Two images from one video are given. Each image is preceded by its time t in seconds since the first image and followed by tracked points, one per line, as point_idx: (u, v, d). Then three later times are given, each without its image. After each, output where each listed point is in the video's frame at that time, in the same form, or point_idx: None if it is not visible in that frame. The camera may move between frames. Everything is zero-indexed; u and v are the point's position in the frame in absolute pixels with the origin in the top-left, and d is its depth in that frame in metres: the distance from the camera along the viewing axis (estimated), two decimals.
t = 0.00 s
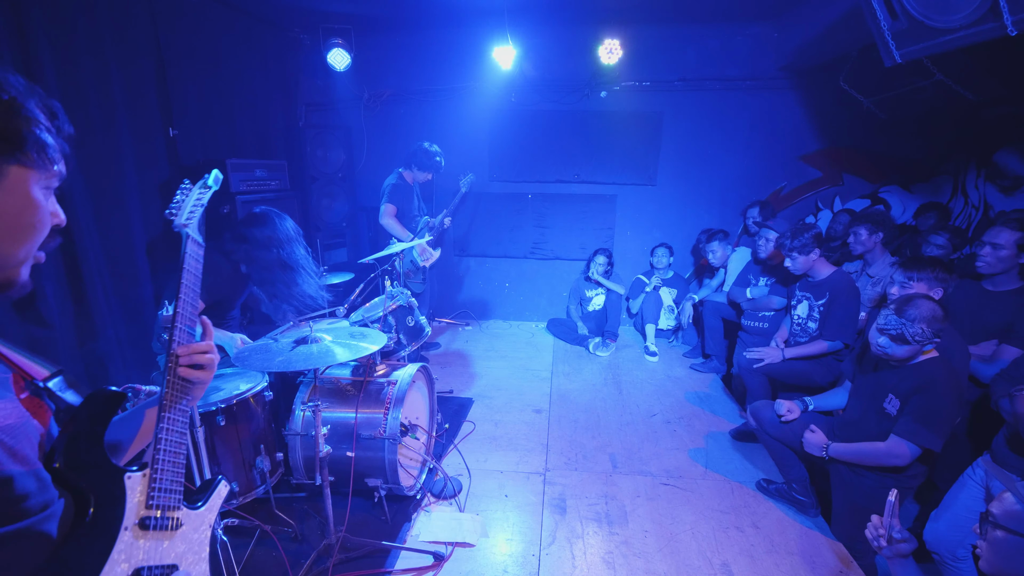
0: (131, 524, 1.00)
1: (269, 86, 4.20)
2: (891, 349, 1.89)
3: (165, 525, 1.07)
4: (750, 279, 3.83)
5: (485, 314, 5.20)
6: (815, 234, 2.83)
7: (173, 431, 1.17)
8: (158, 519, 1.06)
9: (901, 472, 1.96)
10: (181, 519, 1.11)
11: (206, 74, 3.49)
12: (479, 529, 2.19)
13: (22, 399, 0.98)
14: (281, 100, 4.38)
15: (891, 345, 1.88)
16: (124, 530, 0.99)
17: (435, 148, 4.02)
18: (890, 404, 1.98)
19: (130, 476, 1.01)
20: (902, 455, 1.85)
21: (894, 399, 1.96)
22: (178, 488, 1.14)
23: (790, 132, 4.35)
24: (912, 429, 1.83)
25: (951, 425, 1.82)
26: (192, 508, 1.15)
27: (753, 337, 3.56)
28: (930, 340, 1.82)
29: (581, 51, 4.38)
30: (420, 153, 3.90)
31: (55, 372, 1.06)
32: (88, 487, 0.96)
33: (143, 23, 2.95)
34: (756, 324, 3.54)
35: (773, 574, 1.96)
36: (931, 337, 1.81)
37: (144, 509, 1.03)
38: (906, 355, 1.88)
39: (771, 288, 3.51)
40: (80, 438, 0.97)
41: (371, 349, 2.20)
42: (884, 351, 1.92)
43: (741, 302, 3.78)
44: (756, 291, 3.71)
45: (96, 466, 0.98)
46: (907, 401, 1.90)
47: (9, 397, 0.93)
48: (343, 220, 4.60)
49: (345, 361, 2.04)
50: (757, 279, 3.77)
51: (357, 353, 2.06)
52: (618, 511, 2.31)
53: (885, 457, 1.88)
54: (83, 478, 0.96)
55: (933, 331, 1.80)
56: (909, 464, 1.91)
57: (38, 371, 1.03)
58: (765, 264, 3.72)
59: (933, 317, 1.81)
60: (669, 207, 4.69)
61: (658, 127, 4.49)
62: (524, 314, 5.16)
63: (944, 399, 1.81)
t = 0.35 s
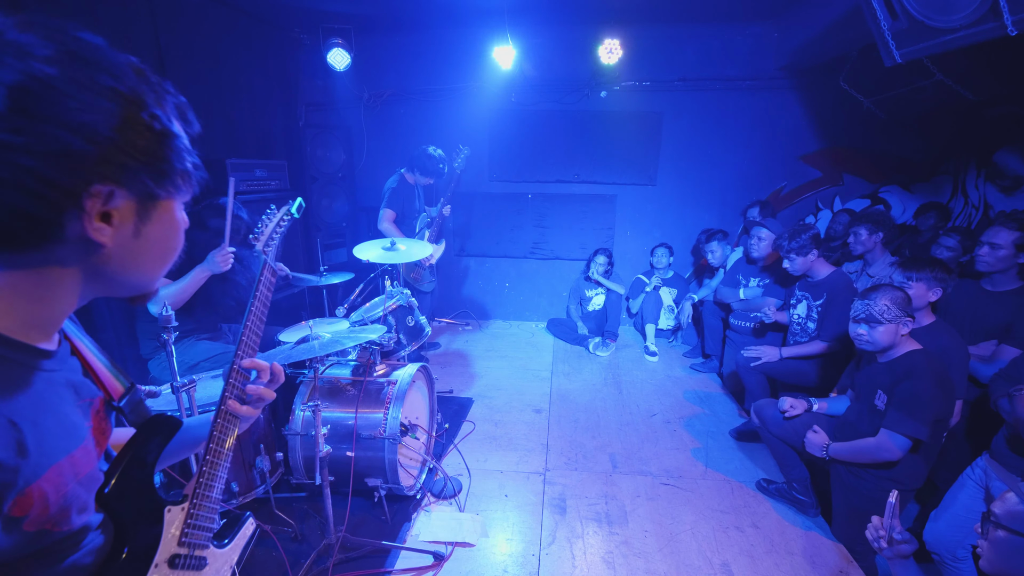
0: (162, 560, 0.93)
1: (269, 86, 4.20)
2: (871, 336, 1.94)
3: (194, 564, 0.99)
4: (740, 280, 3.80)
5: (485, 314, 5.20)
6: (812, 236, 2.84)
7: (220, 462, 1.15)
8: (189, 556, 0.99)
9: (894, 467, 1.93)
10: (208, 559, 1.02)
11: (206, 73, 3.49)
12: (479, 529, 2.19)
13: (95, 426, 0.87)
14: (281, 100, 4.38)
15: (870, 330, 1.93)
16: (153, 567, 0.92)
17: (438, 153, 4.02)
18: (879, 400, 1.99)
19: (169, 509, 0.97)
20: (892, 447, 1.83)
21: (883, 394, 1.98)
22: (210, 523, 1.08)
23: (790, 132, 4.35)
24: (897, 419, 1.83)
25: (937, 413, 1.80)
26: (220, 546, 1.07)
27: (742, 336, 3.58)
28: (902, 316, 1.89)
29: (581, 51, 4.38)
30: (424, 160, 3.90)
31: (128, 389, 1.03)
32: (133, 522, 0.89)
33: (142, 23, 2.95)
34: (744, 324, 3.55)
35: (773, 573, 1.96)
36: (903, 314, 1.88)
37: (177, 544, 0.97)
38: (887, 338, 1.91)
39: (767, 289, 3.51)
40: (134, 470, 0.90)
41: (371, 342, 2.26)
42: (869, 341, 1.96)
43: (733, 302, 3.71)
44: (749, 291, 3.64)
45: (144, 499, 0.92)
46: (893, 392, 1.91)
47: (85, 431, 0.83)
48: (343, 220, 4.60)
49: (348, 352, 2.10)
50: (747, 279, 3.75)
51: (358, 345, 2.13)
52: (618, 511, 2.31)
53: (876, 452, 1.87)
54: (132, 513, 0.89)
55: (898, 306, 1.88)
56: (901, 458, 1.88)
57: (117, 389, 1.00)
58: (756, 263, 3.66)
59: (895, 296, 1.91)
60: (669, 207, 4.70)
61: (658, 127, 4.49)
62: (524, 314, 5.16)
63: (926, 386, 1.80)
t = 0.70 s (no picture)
0: (188, 558, 0.95)
1: (269, 87, 4.20)
2: (853, 334, 2.01)
3: (218, 565, 1.02)
4: (734, 280, 3.75)
5: (485, 314, 5.20)
6: (818, 232, 2.83)
7: (252, 468, 1.18)
8: (213, 557, 1.01)
9: (886, 467, 1.93)
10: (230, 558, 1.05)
11: (206, 74, 3.49)
12: (479, 529, 2.19)
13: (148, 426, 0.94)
14: (281, 100, 4.38)
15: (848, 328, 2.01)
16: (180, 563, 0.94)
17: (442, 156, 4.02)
18: (876, 401, 1.98)
19: (198, 508, 1.00)
20: (882, 448, 1.84)
21: (880, 395, 1.97)
22: (237, 525, 1.10)
23: (790, 132, 4.35)
24: (888, 419, 1.84)
25: (930, 416, 1.79)
26: (243, 550, 1.10)
27: (738, 336, 3.56)
28: (877, 310, 1.93)
29: (581, 51, 4.38)
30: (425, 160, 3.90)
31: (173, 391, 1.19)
32: (165, 514, 0.95)
33: (143, 24, 2.95)
34: (740, 323, 3.55)
35: (773, 573, 1.96)
36: (875, 308, 1.93)
37: (203, 544, 0.99)
38: (865, 334, 1.96)
39: (765, 287, 3.50)
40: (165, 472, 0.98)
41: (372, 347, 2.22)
42: (857, 342, 2.01)
43: (727, 301, 3.67)
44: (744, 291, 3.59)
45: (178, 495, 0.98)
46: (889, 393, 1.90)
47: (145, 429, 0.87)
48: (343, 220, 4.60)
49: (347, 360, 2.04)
50: (742, 278, 3.69)
51: (358, 353, 2.07)
52: (618, 512, 2.31)
53: (868, 452, 1.88)
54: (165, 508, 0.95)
55: (866, 302, 1.96)
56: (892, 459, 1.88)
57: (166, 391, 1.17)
58: (751, 264, 3.63)
59: (868, 294, 1.98)
60: (669, 207, 4.69)
61: (658, 127, 4.49)
62: (524, 314, 5.16)
63: (920, 387, 1.79)
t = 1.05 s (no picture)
0: None
1: (269, 86, 4.20)
2: (870, 332, 1.94)
3: None
4: (732, 279, 3.74)
5: (485, 314, 5.20)
6: (818, 233, 2.83)
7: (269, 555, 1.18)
8: None
9: (885, 472, 1.93)
10: None
11: (206, 73, 3.49)
12: (479, 529, 2.19)
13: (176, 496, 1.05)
14: (281, 100, 4.38)
15: (869, 326, 1.92)
16: None
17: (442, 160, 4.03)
18: (878, 405, 1.96)
19: None
20: (881, 454, 1.85)
21: (882, 400, 1.95)
22: None
23: (790, 132, 4.35)
24: (891, 428, 1.83)
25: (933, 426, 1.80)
26: None
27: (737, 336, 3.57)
28: (904, 317, 1.83)
29: (581, 51, 4.38)
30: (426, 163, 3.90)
31: (216, 468, 1.53)
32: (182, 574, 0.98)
33: (143, 24, 2.95)
34: (737, 323, 3.58)
35: (773, 573, 1.96)
36: (907, 317, 1.82)
37: None
38: (885, 337, 1.89)
39: (762, 288, 3.49)
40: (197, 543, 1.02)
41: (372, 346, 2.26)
42: (868, 337, 1.96)
43: (725, 301, 3.68)
44: (743, 291, 3.58)
45: (200, 571, 1.02)
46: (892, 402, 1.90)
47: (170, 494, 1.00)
48: (343, 220, 4.60)
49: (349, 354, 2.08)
50: (740, 278, 3.68)
51: (358, 349, 2.11)
52: (618, 511, 2.31)
53: (866, 457, 1.89)
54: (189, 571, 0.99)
55: (901, 307, 1.82)
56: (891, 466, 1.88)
57: (210, 468, 1.51)
58: (749, 264, 3.63)
59: (909, 297, 1.83)
60: (669, 207, 4.70)
61: (658, 127, 4.49)
62: (524, 314, 5.16)
63: (926, 400, 1.79)
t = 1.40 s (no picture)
0: None
1: (269, 86, 4.20)
2: (883, 344, 1.89)
3: None
4: (733, 280, 3.75)
5: (485, 314, 5.20)
6: (823, 231, 2.84)
7: None
8: None
9: (891, 478, 1.92)
10: None
11: (205, 73, 3.48)
12: (479, 529, 2.19)
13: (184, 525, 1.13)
14: (281, 100, 4.38)
15: (887, 342, 1.87)
16: None
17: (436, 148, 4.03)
18: (883, 410, 1.97)
19: None
20: (891, 463, 1.83)
21: (888, 405, 1.95)
22: None
23: (790, 132, 4.35)
24: (902, 438, 1.81)
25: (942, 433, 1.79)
26: None
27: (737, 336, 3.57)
28: (926, 344, 1.81)
29: (581, 51, 4.38)
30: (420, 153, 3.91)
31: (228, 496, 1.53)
32: None
33: (143, 23, 2.95)
34: (738, 324, 3.59)
35: (773, 573, 1.96)
36: (930, 344, 1.80)
37: None
38: (897, 353, 1.87)
39: (761, 289, 3.50)
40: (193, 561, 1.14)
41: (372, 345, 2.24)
42: (879, 347, 1.91)
43: (725, 301, 3.68)
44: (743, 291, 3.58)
45: None
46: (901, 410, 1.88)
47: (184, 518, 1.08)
48: (343, 220, 4.60)
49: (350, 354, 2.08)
50: (740, 279, 3.69)
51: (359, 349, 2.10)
52: (618, 511, 2.31)
53: (873, 465, 1.87)
54: None
55: (932, 336, 1.78)
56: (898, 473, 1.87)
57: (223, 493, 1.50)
58: (750, 264, 3.63)
59: (940, 323, 1.79)
60: (669, 207, 4.69)
61: (658, 127, 4.49)
62: (524, 314, 5.16)
63: (938, 411, 1.78)
